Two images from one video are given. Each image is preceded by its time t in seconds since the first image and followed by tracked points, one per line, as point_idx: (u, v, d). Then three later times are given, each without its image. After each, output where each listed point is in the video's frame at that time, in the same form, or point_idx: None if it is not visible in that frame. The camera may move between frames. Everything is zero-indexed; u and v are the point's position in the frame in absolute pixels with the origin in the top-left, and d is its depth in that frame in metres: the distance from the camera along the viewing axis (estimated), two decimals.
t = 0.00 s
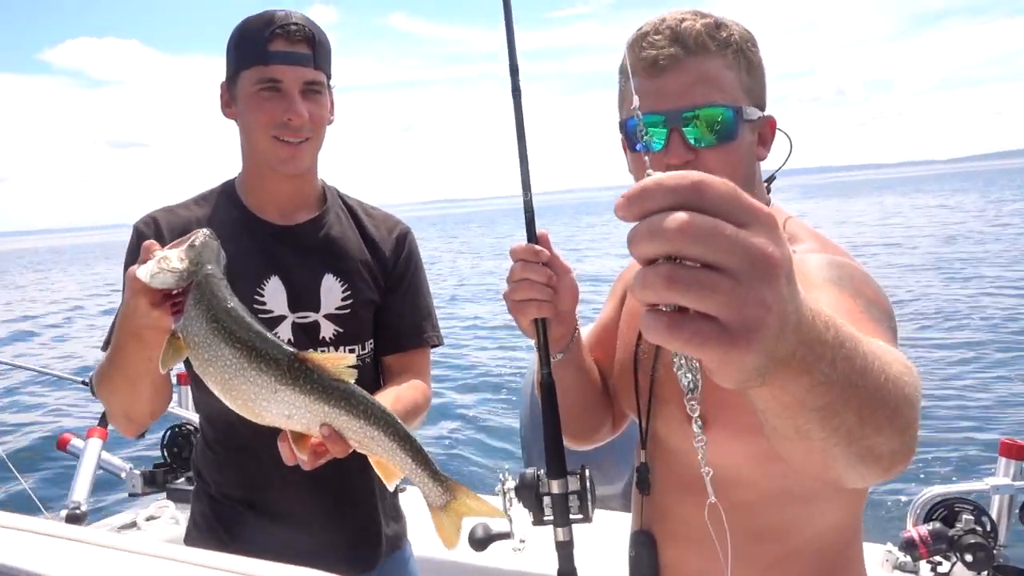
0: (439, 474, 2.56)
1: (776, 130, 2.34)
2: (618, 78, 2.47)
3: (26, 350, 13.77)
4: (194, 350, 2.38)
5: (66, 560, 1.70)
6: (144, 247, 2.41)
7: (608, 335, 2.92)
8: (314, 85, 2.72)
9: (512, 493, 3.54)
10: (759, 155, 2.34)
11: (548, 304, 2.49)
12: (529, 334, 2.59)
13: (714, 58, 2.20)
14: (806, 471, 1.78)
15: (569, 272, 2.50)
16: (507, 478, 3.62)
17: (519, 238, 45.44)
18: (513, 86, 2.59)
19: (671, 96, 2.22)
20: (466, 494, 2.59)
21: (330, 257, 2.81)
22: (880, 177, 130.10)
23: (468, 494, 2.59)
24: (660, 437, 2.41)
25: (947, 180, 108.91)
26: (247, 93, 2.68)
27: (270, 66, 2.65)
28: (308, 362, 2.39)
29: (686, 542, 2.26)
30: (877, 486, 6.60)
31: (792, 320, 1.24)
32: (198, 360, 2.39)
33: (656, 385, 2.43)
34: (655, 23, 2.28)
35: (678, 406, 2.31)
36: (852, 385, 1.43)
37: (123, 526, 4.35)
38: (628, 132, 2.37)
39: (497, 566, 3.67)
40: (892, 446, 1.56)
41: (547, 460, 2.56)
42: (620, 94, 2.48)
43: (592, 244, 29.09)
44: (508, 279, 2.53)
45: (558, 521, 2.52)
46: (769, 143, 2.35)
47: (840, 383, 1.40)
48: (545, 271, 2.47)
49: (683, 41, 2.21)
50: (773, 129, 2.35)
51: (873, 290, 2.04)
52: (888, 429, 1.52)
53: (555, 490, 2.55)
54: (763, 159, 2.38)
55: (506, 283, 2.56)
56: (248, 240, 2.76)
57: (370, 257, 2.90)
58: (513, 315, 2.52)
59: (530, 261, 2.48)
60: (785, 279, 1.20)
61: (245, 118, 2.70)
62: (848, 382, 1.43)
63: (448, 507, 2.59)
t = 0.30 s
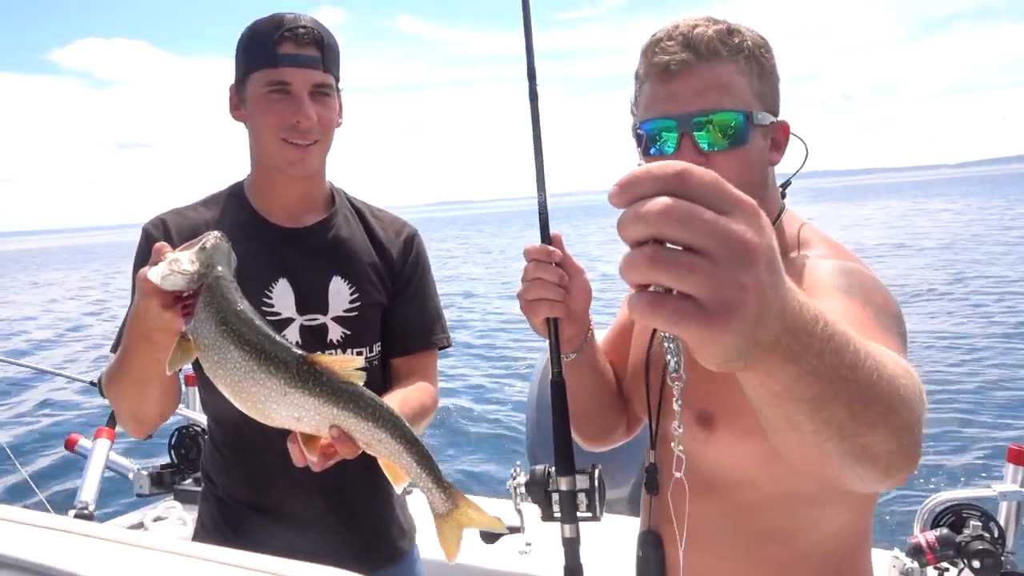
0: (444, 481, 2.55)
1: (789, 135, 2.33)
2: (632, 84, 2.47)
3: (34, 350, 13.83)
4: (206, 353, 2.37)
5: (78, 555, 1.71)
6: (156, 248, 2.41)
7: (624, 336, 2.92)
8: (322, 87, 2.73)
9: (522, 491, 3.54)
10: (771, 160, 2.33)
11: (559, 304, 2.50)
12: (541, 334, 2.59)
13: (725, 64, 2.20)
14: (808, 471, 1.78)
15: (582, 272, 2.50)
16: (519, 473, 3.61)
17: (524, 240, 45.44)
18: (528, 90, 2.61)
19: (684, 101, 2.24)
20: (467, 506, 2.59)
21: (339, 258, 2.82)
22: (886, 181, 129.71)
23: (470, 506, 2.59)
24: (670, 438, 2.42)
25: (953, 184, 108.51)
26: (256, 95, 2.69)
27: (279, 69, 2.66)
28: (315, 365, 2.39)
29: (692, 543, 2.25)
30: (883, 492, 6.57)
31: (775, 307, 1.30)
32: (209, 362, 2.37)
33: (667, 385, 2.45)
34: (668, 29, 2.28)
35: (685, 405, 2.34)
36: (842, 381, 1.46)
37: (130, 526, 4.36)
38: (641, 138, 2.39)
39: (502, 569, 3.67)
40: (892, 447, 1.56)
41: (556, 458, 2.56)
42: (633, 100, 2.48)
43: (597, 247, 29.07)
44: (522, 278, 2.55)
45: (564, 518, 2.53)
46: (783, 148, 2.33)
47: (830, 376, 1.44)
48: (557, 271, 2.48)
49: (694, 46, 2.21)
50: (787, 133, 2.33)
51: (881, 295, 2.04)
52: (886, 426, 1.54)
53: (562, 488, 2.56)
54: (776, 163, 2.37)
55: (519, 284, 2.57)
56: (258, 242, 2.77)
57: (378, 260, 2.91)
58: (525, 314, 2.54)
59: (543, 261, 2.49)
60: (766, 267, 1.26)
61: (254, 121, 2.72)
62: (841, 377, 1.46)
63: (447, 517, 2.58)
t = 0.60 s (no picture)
0: (454, 480, 2.57)
1: (795, 142, 2.32)
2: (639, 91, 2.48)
3: (42, 352, 13.90)
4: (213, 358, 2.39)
5: (85, 556, 1.71)
6: (165, 251, 2.42)
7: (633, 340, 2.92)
8: (330, 92, 2.74)
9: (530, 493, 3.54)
10: (777, 166, 2.32)
11: (567, 307, 2.50)
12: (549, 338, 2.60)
13: (731, 72, 2.20)
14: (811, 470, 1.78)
15: (589, 276, 2.52)
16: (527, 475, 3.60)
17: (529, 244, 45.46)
18: (537, 96, 2.62)
19: (689, 109, 2.24)
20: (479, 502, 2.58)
21: (345, 263, 2.82)
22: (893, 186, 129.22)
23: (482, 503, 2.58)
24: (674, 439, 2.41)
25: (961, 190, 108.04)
26: (264, 100, 2.71)
27: (288, 74, 2.67)
28: (324, 367, 2.40)
29: (694, 543, 2.25)
30: (890, 499, 6.52)
31: (779, 300, 1.31)
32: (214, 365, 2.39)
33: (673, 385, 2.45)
34: (675, 38, 2.28)
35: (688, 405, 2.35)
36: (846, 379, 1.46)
37: (136, 528, 4.37)
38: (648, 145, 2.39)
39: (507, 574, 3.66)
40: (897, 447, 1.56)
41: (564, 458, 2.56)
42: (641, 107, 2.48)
43: (603, 251, 29.05)
44: (530, 282, 2.56)
45: (573, 519, 2.52)
46: (788, 155, 2.33)
47: (833, 373, 1.44)
48: (564, 275, 2.49)
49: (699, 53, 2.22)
50: (792, 140, 2.33)
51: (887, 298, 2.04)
52: (890, 426, 1.53)
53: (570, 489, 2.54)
54: (782, 169, 2.37)
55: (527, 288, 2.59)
56: (264, 246, 2.78)
57: (384, 265, 2.92)
58: (533, 318, 2.54)
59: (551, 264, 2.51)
60: (771, 260, 1.28)
61: (262, 125, 2.73)
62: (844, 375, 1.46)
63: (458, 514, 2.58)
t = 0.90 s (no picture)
0: (463, 479, 2.58)
1: (801, 147, 2.32)
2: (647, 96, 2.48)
3: (51, 353, 14.01)
4: (225, 355, 2.41)
5: (95, 552, 1.72)
6: (177, 252, 2.45)
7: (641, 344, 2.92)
8: (341, 97, 2.76)
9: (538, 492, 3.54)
10: (783, 171, 2.32)
11: (575, 309, 2.51)
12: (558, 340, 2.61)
13: (738, 79, 2.21)
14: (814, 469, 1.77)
15: (598, 279, 2.52)
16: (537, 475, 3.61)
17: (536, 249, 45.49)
18: (547, 99, 2.63)
19: (696, 114, 2.24)
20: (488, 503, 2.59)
21: (353, 266, 2.84)
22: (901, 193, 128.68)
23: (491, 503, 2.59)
24: (680, 439, 2.40)
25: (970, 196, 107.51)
26: (275, 103, 2.73)
27: (299, 77, 2.69)
28: (336, 365, 2.42)
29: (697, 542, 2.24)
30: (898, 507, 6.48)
31: (786, 296, 1.32)
32: (227, 362, 2.41)
33: (678, 383, 2.44)
34: (682, 46, 2.29)
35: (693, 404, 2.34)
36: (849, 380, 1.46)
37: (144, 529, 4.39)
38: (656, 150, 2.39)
39: None
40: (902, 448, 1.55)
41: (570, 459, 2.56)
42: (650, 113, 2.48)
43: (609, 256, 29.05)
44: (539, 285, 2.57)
45: (579, 517, 2.51)
46: (795, 160, 2.33)
47: (835, 372, 1.44)
48: (573, 278, 2.50)
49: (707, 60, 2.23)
50: (799, 145, 2.33)
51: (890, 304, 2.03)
52: (894, 426, 1.53)
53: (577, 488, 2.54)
54: (789, 175, 2.37)
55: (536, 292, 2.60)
56: (274, 249, 2.79)
57: (392, 268, 2.93)
58: (542, 321, 2.54)
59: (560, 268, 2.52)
60: (778, 256, 1.29)
61: (273, 128, 2.75)
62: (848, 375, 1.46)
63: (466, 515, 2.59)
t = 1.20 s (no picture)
0: (477, 474, 2.60)
1: (801, 158, 2.33)
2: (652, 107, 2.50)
3: (54, 356, 14.06)
4: (234, 362, 2.41)
5: (101, 554, 1.73)
6: (184, 258, 2.45)
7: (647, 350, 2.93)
8: (352, 104, 2.78)
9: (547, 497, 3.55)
10: (784, 182, 2.33)
11: (583, 317, 2.52)
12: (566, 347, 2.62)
13: (736, 92, 2.23)
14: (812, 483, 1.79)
15: (606, 291, 2.53)
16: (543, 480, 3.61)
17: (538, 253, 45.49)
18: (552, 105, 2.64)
19: (695, 127, 2.25)
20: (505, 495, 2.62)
21: (360, 272, 2.85)
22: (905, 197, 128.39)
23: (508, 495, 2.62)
24: (682, 443, 2.40)
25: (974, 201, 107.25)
26: (286, 110, 2.74)
27: (310, 85, 2.71)
28: (345, 369, 2.44)
29: (697, 541, 2.25)
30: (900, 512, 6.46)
31: (785, 326, 1.38)
32: (236, 370, 2.42)
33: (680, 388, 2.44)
34: (685, 59, 2.31)
35: (694, 410, 2.34)
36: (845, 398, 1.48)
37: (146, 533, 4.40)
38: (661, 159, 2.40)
39: None
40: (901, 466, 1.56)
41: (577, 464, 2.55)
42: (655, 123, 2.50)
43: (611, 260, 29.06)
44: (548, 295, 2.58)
45: (586, 522, 2.49)
46: (796, 170, 2.34)
47: (830, 392, 1.47)
48: (581, 289, 2.50)
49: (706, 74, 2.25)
50: (799, 156, 2.34)
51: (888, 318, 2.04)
52: (895, 439, 1.54)
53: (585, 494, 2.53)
54: (789, 185, 2.37)
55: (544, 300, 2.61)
56: (281, 255, 2.80)
57: (398, 274, 2.94)
58: (551, 329, 2.55)
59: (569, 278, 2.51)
60: (776, 289, 1.36)
61: (283, 135, 2.76)
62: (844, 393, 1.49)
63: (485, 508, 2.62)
